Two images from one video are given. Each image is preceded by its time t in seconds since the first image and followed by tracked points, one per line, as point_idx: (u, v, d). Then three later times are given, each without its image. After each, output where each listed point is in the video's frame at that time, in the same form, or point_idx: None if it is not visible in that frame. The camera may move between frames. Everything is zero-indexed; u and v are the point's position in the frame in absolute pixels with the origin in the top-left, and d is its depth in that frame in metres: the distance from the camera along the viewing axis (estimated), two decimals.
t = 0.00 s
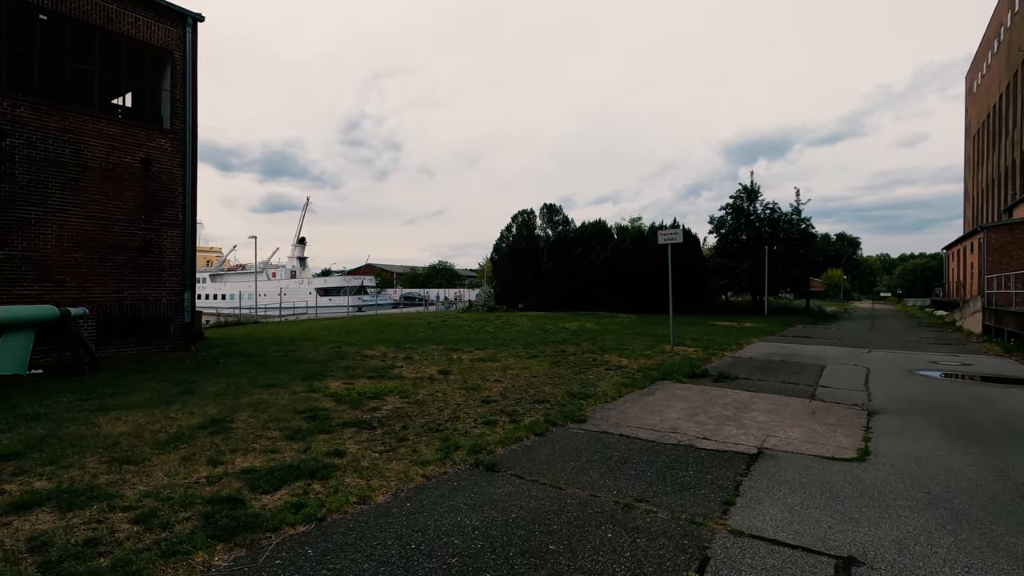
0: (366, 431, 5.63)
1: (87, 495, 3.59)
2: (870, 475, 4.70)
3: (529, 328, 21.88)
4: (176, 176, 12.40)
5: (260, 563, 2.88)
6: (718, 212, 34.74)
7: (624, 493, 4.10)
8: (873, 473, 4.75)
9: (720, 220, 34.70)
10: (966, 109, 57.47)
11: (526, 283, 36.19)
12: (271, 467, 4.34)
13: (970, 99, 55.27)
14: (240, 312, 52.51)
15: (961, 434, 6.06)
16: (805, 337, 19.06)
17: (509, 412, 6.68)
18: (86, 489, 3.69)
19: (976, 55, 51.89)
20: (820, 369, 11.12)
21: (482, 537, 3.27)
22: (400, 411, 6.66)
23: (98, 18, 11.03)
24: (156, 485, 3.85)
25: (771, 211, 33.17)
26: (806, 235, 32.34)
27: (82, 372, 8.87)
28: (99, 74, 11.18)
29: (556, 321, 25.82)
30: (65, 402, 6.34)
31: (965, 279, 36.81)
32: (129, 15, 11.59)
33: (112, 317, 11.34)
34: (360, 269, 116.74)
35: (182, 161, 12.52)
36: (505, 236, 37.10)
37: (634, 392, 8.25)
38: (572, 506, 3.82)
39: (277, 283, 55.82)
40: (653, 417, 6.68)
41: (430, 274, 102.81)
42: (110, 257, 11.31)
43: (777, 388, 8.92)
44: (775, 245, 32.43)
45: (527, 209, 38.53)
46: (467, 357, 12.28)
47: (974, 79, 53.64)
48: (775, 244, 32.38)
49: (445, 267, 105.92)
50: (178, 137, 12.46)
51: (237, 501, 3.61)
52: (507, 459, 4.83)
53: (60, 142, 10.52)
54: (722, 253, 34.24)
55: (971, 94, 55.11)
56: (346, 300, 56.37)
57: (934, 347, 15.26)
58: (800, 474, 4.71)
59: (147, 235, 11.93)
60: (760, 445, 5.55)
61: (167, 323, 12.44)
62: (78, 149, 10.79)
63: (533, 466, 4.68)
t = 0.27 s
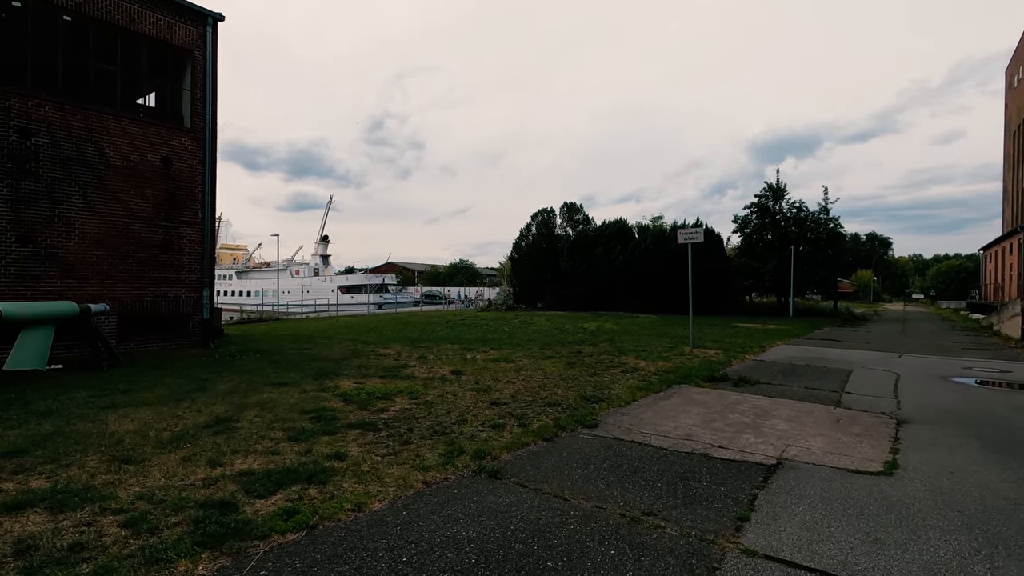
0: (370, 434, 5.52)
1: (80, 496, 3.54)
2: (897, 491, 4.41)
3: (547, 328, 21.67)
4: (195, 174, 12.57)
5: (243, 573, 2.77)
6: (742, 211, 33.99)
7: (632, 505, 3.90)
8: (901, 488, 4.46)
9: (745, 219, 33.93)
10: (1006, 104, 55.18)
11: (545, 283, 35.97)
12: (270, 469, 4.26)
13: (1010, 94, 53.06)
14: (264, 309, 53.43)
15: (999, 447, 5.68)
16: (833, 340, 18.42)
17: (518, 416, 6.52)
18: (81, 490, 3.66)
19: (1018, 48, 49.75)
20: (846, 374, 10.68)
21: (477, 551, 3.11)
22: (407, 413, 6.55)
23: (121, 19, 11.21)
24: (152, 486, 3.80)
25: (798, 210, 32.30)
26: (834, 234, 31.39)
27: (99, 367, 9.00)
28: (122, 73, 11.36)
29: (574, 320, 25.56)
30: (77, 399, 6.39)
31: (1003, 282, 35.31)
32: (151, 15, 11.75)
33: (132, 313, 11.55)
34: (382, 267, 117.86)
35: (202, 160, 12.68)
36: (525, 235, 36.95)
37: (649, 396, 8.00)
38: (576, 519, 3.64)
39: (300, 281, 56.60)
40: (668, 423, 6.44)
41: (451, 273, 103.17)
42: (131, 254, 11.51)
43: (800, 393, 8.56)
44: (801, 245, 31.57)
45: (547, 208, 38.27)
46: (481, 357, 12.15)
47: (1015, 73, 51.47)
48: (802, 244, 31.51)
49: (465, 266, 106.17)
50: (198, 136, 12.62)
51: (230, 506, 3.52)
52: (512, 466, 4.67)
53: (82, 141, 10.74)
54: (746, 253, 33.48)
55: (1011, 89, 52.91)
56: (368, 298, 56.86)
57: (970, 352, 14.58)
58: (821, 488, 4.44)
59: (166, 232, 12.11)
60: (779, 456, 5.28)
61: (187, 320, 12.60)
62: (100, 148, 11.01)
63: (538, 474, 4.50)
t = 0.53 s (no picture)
0: (369, 435, 5.39)
1: (65, 500, 3.46)
2: (918, 500, 4.16)
3: (558, 327, 21.45)
4: (205, 173, 12.61)
5: None
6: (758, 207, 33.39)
7: (634, 513, 3.71)
8: (922, 497, 4.21)
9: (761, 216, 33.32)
10: None
11: (557, 281, 35.78)
12: (262, 472, 4.15)
13: None
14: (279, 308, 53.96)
15: None
16: (851, 339, 17.95)
17: (522, 417, 6.35)
18: (67, 492, 3.59)
19: None
20: (865, 374, 10.33)
21: (467, 563, 2.96)
22: (408, 413, 6.42)
23: (130, 19, 11.28)
24: (140, 489, 3.71)
25: (816, 207, 31.63)
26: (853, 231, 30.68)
27: (107, 366, 9.03)
28: (131, 73, 11.41)
29: (586, 319, 25.29)
30: (79, 398, 6.36)
31: None
32: (159, 15, 11.79)
33: (142, 312, 11.62)
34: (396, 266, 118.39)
35: (211, 158, 12.71)
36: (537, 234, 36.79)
37: (659, 397, 7.77)
38: (574, 527, 3.46)
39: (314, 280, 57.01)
40: (676, 425, 6.21)
41: (464, 272, 103.28)
42: (141, 253, 11.58)
43: (816, 395, 8.26)
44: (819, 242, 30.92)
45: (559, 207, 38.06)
46: (489, 356, 12.00)
47: None
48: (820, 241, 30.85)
49: (478, 265, 106.18)
50: (207, 135, 12.65)
51: (215, 511, 3.41)
52: (511, 470, 4.50)
53: (92, 141, 10.81)
54: (762, 250, 32.88)
55: None
56: (381, 297, 57.08)
57: (996, 352, 14.08)
58: (836, 496, 4.21)
59: (176, 231, 12.16)
60: (793, 461, 5.03)
61: (197, 319, 12.65)
62: (110, 148, 11.07)
63: (538, 478, 4.34)
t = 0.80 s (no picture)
0: (368, 441, 5.25)
1: (48, 507, 3.37)
2: (947, 515, 3.87)
3: (572, 330, 21.18)
4: (216, 177, 12.68)
5: None
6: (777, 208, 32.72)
7: (637, 528, 3.50)
8: (951, 512, 3.92)
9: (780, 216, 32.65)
10: None
11: (572, 284, 35.54)
12: (253, 480, 4.03)
13: None
14: (296, 312, 54.52)
15: None
16: (875, 343, 17.40)
17: (527, 423, 6.15)
18: (51, 499, 3.50)
19: None
20: (889, 379, 9.93)
21: None
22: (411, 418, 6.26)
23: (143, 24, 11.40)
24: (126, 497, 3.61)
25: (837, 206, 30.89)
26: (876, 231, 29.86)
27: (117, 369, 9.07)
28: (143, 78, 11.52)
29: (601, 322, 24.97)
30: (82, 402, 6.34)
31: None
32: (171, 20, 11.90)
33: (154, 315, 11.70)
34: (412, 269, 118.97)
35: (222, 162, 12.78)
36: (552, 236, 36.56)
37: (671, 402, 7.52)
38: (572, 542, 3.26)
39: (330, 283, 57.47)
40: (688, 432, 5.95)
41: (480, 275, 103.36)
42: (153, 257, 11.66)
43: (837, 400, 7.91)
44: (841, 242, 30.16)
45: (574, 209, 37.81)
46: (499, 359, 11.83)
47: None
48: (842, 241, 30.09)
49: (494, 267, 106.15)
50: (219, 139, 12.73)
51: (198, 521, 3.29)
52: (510, 479, 4.32)
53: (105, 145, 10.93)
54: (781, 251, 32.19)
55: None
56: (396, 300, 57.30)
57: None
58: (857, 510, 3.94)
59: (188, 235, 12.24)
60: (810, 471, 4.76)
61: (208, 322, 12.71)
62: (123, 152, 11.18)
63: (538, 488, 4.14)
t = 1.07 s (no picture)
0: (366, 448, 5.12)
1: (29, 521, 3.29)
2: (975, 530, 3.60)
3: (585, 330, 20.92)
4: (225, 181, 12.72)
5: None
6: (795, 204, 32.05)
7: (639, 545, 3.30)
8: (979, 526, 3.65)
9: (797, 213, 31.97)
10: None
11: (585, 284, 35.27)
12: (242, 490, 3.92)
13: None
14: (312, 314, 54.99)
15: None
16: (898, 341, 16.85)
17: (531, 429, 5.96)
18: (35, 512, 3.42)
19: None
20: (913, 380, 9.54)
21: None
22: (412, 424, 6.11)
23: (151, 30, 11.47)
24: (111, 509, 3.52)
25: (857, 201, 30.14)
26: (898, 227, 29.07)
27: (125, 374, 9.09)
28: (152, 84, 11.58)
29: (614, 322, 24.67)
30: (84, 409, 6.32)
31: None
32: (179, 25, 11.95)
33: (165, 320, 11.76)
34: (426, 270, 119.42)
35: (231, 166, 12.82)
36: (564, 237, 36.28)
37: (682, 406, 7.27)
38: (569, 561, 3.08)
39: (345, 285, 57.84)
40: (698, 438, 5.71)
41: (494, 275, 103.32)
42: (163, 261, 11.73)
43: (857, 403, 7.58)
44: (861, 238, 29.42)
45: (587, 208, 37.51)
46: (508, 361, 11.65)
47: None
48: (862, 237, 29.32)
49: (508, 268, 105.97)
50: (227, 143, 12.77)
51: (180, 536, 3.18)
52: (509, 490, 4.14)
53: (114, 152, 11.02)
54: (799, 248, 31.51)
55: None
56: (410, 301, 57.45)
57: None
58: (876, 524, 3.69)
59: (197, 239, 12.29)
60: (827, 481, 4.51)
61: (218, 326, 12.75)
62: (132, 158, 11.26)
63: (538, 500, 3.96)
